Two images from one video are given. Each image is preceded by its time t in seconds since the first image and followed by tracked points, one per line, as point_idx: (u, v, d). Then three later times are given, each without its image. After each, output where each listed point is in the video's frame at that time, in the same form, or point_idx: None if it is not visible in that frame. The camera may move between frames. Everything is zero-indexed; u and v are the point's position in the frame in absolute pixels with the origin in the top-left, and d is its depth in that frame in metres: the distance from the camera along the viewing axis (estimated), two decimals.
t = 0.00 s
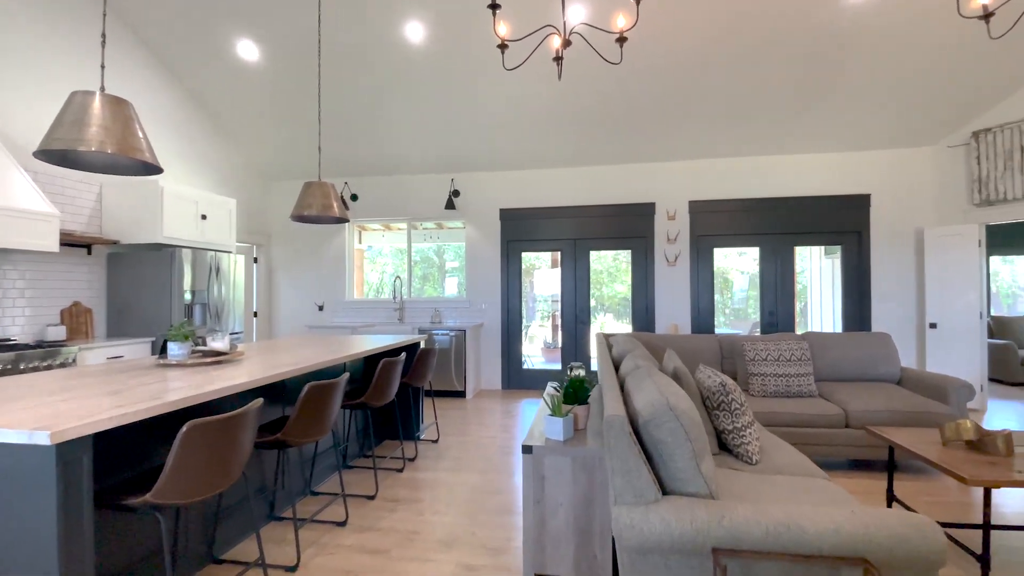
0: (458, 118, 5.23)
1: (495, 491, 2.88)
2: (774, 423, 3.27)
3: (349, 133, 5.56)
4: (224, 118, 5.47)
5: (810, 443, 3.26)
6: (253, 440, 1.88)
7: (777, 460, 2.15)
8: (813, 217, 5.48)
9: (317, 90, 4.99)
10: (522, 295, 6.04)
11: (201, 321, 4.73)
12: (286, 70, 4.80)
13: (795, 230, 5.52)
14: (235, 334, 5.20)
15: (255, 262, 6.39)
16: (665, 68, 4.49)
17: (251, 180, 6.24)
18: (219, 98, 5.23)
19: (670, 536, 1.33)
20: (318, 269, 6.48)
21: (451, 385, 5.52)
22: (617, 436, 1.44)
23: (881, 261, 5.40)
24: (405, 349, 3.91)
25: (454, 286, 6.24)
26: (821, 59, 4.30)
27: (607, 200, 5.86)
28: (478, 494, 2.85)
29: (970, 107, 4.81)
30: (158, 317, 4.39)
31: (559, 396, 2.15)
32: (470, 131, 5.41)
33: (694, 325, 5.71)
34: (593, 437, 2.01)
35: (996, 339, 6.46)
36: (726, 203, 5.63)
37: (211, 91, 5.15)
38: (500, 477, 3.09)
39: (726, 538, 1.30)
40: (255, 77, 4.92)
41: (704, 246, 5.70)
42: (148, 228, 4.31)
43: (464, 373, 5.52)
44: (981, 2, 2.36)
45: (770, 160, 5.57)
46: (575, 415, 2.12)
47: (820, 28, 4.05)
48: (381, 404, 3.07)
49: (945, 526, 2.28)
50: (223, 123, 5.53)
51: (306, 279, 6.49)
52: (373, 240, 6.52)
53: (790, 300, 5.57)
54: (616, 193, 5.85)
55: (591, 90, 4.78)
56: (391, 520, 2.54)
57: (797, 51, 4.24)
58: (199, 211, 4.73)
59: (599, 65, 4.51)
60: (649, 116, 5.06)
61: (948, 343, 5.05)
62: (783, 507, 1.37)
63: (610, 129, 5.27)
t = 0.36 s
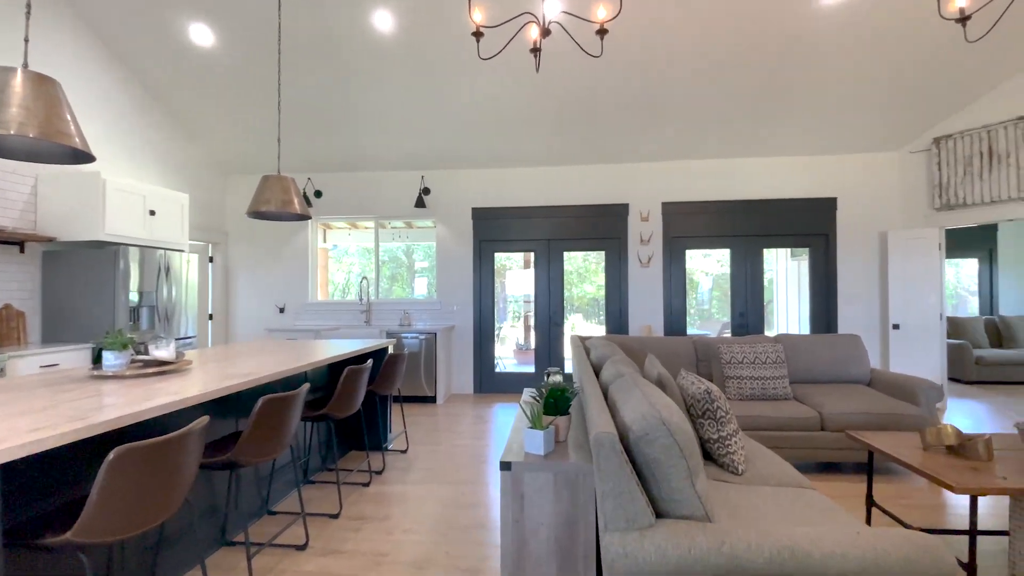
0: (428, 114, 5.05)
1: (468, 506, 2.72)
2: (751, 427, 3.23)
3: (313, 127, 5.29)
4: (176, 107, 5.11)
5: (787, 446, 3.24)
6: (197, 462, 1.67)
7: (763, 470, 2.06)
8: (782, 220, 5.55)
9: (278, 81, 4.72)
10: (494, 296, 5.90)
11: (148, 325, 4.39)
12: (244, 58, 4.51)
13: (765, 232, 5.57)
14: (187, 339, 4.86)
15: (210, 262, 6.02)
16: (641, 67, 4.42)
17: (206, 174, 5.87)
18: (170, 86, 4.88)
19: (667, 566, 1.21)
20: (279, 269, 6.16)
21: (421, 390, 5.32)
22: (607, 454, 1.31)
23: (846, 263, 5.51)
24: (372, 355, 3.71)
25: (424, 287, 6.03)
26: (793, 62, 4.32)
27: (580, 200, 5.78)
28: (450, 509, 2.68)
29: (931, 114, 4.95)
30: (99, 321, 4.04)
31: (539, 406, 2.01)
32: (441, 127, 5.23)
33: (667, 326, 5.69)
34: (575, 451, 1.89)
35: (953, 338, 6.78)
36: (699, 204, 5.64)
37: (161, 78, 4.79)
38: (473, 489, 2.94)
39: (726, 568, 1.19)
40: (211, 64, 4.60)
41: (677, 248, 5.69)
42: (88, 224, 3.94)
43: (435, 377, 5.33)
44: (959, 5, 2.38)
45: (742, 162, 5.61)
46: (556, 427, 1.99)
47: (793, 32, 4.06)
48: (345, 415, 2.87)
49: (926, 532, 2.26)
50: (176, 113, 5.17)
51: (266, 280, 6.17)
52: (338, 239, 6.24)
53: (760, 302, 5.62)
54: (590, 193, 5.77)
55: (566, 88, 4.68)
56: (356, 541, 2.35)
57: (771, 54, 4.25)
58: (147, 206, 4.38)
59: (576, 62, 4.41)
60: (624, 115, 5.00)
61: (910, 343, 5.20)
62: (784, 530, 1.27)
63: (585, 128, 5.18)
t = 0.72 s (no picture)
0: (372, 106, 4.78)
1: (417, 524, 2.54)
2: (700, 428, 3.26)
3: (245, 114, 4.87)
4: (83, 87, 4.54)
5: (735, 446, 3.29)
6: (96, 497, 1.39)
7: (722, 476, 2.03)
8: (723, 224, 5.73)
9: (203, 63, 4.30)
10: (441, 297, 5.70)
11: (45, 331, 3.86)
12: (164, 35, 4.07)
13: (708, 235, 5.73)
14: (93, 348, 4.32)
15: (124, 260, 5.43)
16: (592, 68, 4.39)
17: (119, 163, 5.29)
18: (74, 63, 4.33)
19: None
20: (205, 268, 5.65)
21: (364, 398, 5.04)
22: (578, 477, 1.19)
23: (782, 266, 5.76)
24: (310, 363, 3.44)
25: (368, 288, 5.73)
26: (736, 70, 4.44)
27: (531, 200, 5.70)
28: (396, 529, 2.49)
29: (858, 127, 5.27)
30: None
31: (495, 418, 1.87)
32: (386, 121, 4.98)
33: (616, 328, 5.72)
34: (536, 465, 1.76)
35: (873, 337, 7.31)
36: (646, 207, 5.71)
37: (62, 52, 4.22)
38: (422, 506, 2.75)
39: None
40: (121, 38, 4.09)
41: (626, 250, 5.73)
42: None
43: (379, 384, 5.06)
44: (897, 19, 2.56)
45: (687, 167, 5.73)
46: (513, 440, 1.86)
47: (737, 41, 4.16)
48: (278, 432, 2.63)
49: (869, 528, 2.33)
50: (83, 93, 4.59)
51: (191, 281, 5.65)
52: (273, 237, 5.82)
53: (703, 303, 5.77)
54: (540, 194, 5.71)
55: (516, 85, 4.57)
56: (289, 573, 2.12)
57: (716, 61, 4.34)
58: (46, 197, 3.85)
59: (528, 60, 4.31)
60: (574, 117, 4.97)
61: (839, 342, 5.51)
62: (761, 549, 1.20)
63: (536, 128, 5.10)
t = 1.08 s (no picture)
0: (307, 94, 4.46)
1: (356, 545, 2.34)
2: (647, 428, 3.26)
3: (162, 97, 4.40)
4: None
5: (680, 445, 3.32)
6: None
7: (674, 479, 2.00)
8: (665, 227, 5.87)
9: (109, 35, 3.82)
10: (383, 298, 5.43)
11: None
12: None
13: (651, 237, 5.85)
14: None
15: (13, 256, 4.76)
16: (541, 67, 4.33)
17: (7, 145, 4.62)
18: None
19: None
20: (112, 266, 5.07)
21: (297, 406, 4.70)
22: (537, 495, 1.07)
23: (719, 268, 5.99)
24: (232, 371, 3.13)
25: (303, 288, 5.36)
26: (679, 76, 4.53)
27: (477, 198, 5.56)
28: (332, 551, 2.28)
29: (788, 136, 5.57)
30: None
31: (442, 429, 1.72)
32: (323, 111, 4.67)
33: (563, 329, 5.70)
34: (486, 479, 1.63)
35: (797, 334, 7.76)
36: (592, 208, 5.74)
37: None
38: (361, 523, 2.55)
39: None
40: (7, 0, 3.55)
41: (572, 251, 5.73)
42: None
43: (314, 391, 4.74)
44: (831, 29, 2.67)
45: (631, 169, 5.82)
46: (462, 452, 1.72)
47: (681, 47, 4.24)
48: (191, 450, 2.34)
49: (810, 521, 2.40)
50: None
51: (96, 279, 5.05)
52: (195, 232, 5.33)
53: (646, 304, 5.88)
54: (487, 192, 5.58)
55: (463, 80, 4.42)
56: None
57: (663, 66, 4.41)
58: None
59: (475, 53, 4.17)
60: (522, 115, 4.89)
61: (770, 340, 5.79)
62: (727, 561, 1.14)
63: (483, 125, 4.98)
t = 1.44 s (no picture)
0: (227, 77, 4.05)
1: (276, 574, 2.09)
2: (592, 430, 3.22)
3: (49, 70, 3.83)
4: None
5: (623, 445, 3.31)
6: None
7: (623, 484, 1.93)
8: (605, 227, 5.93)
9: None
10: (313, 298, 5.07)
11: None
12: None
13: (592, 237, 5.89)
14: None
15: None
16: (485, 62, 4.19)
17: None
18: None
19: None
20: None
21: (216, 417, 4.28)
22: (487, 522, 0.94)
23: (657, 268, 6.14)
24: (133, 382, 2.76)
25: (223, 288, 4.90)
26: (621, 79, 4.56)
27: (416, 194, 5.34)
28: None
29: (720, 142, 5.80)
30: None
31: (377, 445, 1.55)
32: (245, 96, 4.27)
33: (505, 329, 5.61)
34: (428, 498, 1.48)
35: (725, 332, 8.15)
36: (534, 207, 5.68)
37: None
38: (286, 547, 2.31)
39: None
40: None
41: (515, 250, 5.65)
42: None
43: (235, 400, 4.33)
44: (768, 36, 2.73)
45: (573, 168, 5.83)
46: (399, 470, 1.55)
47: (624, 51, 4.25)
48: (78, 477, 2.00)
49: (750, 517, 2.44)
50: None
51: None
52: (94, 224, 4.73)
53: (587, 303, 5.92)
54: (427, 188, 5.37)
55: (402, 71, 4.19)
56: None
57: (607, 68, 4.41)
58: None
59: (416, 45, 3.95)
60: (464, 110, 4.72)
61: (704, 338, 6.00)
62: None
63: (424, 119, 4.76)
